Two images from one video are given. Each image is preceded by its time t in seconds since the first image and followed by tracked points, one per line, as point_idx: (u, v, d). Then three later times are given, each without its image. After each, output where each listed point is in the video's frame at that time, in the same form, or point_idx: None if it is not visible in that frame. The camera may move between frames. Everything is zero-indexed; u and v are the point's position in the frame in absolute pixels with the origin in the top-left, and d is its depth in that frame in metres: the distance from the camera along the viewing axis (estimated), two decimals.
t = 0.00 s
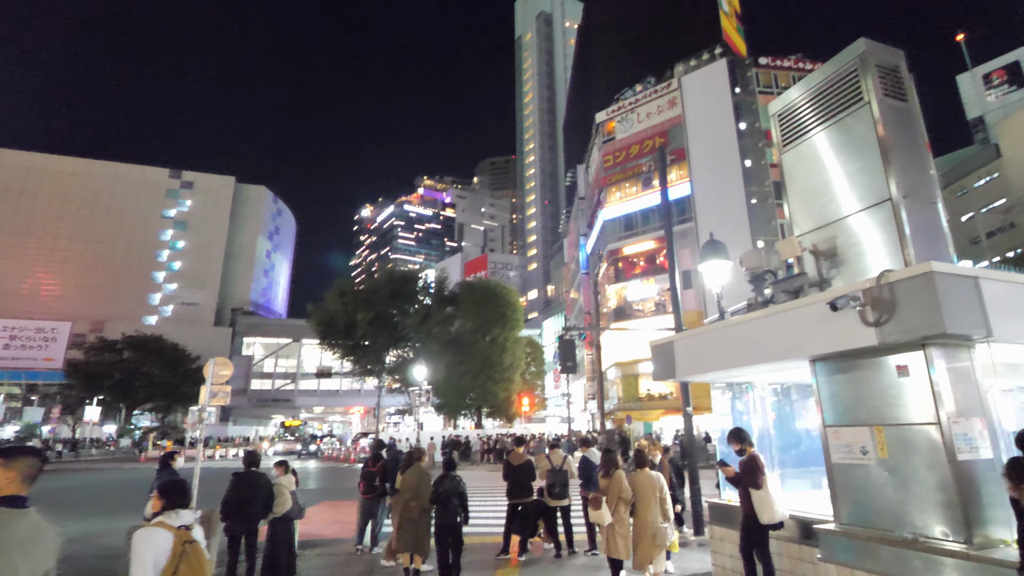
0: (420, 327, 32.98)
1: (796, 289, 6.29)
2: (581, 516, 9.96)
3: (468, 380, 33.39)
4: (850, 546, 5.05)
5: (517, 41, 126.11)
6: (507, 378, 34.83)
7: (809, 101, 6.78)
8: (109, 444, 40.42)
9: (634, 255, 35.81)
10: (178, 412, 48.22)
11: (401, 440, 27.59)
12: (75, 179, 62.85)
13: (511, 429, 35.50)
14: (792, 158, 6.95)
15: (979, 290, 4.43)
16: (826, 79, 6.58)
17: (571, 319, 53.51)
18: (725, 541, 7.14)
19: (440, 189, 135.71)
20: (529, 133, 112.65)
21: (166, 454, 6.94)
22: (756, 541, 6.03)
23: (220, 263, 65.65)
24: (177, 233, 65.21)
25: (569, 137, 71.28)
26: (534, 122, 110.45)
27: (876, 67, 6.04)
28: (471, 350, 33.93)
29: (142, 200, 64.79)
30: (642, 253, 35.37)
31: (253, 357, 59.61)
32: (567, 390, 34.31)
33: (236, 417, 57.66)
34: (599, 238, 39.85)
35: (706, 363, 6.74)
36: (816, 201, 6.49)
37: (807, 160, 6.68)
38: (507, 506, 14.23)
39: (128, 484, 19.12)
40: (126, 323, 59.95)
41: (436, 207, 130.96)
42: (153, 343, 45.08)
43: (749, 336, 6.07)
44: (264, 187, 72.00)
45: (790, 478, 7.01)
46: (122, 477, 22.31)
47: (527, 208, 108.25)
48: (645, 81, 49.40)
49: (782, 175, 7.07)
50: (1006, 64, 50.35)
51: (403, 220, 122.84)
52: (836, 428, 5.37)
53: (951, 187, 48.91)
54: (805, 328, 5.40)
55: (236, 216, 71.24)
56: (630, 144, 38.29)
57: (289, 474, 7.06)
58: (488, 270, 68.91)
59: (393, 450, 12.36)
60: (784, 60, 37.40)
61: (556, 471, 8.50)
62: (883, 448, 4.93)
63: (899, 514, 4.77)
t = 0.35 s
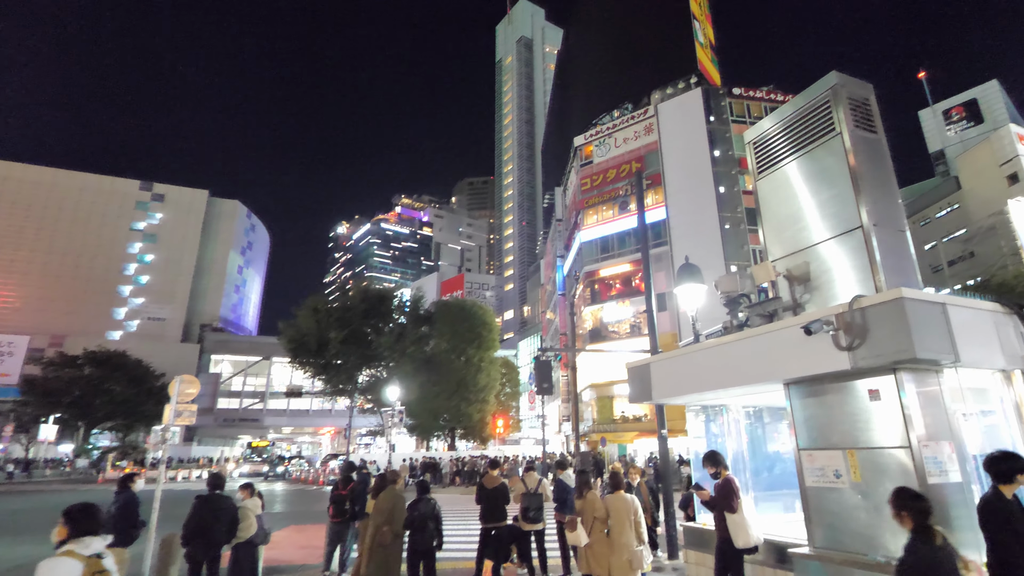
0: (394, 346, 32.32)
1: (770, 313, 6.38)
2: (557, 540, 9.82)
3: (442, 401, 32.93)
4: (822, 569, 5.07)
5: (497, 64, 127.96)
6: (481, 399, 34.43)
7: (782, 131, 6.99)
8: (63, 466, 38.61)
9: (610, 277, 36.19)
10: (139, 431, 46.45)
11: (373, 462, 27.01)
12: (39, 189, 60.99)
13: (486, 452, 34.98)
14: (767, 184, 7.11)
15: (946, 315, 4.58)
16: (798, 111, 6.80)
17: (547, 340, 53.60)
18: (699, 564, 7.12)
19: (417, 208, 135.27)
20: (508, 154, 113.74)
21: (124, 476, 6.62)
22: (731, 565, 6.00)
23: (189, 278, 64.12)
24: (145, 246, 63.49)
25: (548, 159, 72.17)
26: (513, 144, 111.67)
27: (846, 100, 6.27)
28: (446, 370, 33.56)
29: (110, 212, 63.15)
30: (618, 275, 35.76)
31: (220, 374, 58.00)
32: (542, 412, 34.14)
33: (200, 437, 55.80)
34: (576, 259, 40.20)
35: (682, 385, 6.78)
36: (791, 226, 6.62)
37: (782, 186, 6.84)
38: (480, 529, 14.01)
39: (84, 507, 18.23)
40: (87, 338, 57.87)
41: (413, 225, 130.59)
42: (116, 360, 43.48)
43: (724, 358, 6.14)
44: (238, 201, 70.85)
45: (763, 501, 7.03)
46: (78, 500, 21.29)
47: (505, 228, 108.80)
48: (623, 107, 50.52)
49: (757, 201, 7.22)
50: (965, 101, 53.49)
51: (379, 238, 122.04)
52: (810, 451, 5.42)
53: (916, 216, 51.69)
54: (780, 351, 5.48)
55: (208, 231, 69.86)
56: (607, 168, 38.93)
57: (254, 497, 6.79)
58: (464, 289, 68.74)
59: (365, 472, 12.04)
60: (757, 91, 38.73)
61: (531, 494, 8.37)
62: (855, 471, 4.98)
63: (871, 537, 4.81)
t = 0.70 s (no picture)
0: (371, 356, 31.83)
1: (747, 325, 6.45)
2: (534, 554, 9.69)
3: (419, 411, 32.46)
4: None
5: (479, 75, 128.52)
6: (459, 410, 33.98)
7: (759, 147, 7.12)
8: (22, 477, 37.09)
9: (589, 288, 36.40)
10: (104, 441, 44.94)
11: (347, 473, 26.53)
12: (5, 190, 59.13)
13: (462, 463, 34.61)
14: (745, 198, 7.21)
15: (918, 328, 4.69)
16: (774, 128, 6.94)
17: (525, 350, 53.56)
18: None
19: (397, 216, 134.36)
20: (489, 165, 114.10)
21: (87, 487, 6.36)
22: None
23: (161, 284, 62.59)
24: (116, 250, 61.80)
25: (529, 170, 72.57)
26: (494, 155, 112.11)
27: (822, 117, 6.42)
28: (423, 380, 33.21)
29: (80, 216, 61.48)
30: (597, 286, 35.98)
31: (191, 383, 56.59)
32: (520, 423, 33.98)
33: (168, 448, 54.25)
34: (555, 270, 40.34)
35: (659, 396, 6.81)
36: (768, 239, 6.72)
37: (760, 201, 6.94)
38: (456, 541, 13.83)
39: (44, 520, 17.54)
40: (52, 345, 55.98)
41: (392, 234, 129.70)
42: (81, 368, 42.16)
43: (701, 370, 6.19)
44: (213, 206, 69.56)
45: (740, 513, 7.03)
46: (37, 513, 20.46)
47: (484, 238, 108.72)
48: (603, 120, 51.11)
49: (735, 215, 7.31)
50: (932, 123, 55.47)
51: (357, 246, 120.84)
52: (786, 462, 5.46)
53: (887, 232, 52.89)
54: (756, 363, 5.54)
55: (181, 236, 68.39)
56: (588, 180, 39.29)
57: (222, 509, 6.63)
58: (443, 299, 68.37)
59: (340, 484, 11.80)
60: (734, 107, 39.53)
61: (507, 506, 8.27)
62: (830, 482, 5.02)
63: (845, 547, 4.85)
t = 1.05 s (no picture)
0: (345, 356, 31.58)
1: (722, 328, 6.54)
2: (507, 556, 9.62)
3: (394, 413, 32.09)
4: None
5: (459, 76, 128.26)
6: (435, 412, 33.48)
7: (734, 153, 7.23)
8: None
9: (567, 290, 36.57)
10: (64, 443, 43.41)
11: (318, 476, 26.08)
12: None
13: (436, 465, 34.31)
14: (720, 204, 7.32)
15: (886, 333, 4.81)
16: (749, 134, 7.07)
17: (502, 352, 53.55)
18: None
19: (374, 216, 133.06)
20: (468, 165, 113.94)
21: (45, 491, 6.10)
22: None
23: (128, 281, 60.87)
24: (81, 245, 59.94)
25: (508, 173, 72.61)
26: (473, 155, 111.92)
27: (796, 125, 6.55)
28: (398, 382, 32.85)
29: (43, 209, 59.47)
30: (575, 289, 36.14)
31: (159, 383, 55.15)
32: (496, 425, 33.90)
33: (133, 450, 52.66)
34: (533, 272, 40.48)
35: (634, 398, 6.85)
36: (742, 243, 6.82)
37: (734, 206, 7.06)
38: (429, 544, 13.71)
39: None
40: (11, 343, 53.96)
41: (369, 233, 128.25)
42: (42, 366, 40.91)
43: (675, 373, 6.26)
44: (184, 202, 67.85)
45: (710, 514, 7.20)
46: None
47: (462, 239, 108.38)
48: (583, 124, 51.45)
49: (711, 219, 7.41)
50: (900, 134, 57.16)
51: (333, 245, 119.31)
52: (758, 464, 5.53)
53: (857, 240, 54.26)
54: (729, 367, 5.62)
55: (150, 232, 66.64)
56: (567, 183, 39.52)
57: (188, 514, 6.44)
58: (420, 300, 67.91)
59: (310, 487, 11.57)
60: (711, 114, 40.17)
61: (482, 509, 8.19)
62: (800, 484, 5.11)
63: (814, 547, 4.93)
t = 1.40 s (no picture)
0: (315, 352, 30.88)
1: (692, 327, 6.63)
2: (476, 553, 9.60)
3: (363, 409, 31.83)
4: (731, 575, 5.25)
5: (436, 69, 127.10)
6: (405, 409, 33.27)
7: (708, 156, 7.32)
8: None
9: (541, 288, 36.67)
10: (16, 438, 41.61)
11: (285, 473, 25.60)
12: None
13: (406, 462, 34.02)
14: (694, 204, 7.39)
15: (849, 335, 4.95)
16: (723, 137, 7.16)
17: (475, 349, 53.42)
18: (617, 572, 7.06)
19: (347, 209, 130.87)
20: (443, 160, 113.21)
21: None
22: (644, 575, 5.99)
23: (87, 271, 58.67)
24: (37, 233, 57.52)
25: (484, 169, 72.33)
26: (449, 150, 111.18)
27: (769, 129, 6.66)
28: (369, 378, 32.49)
29: None
30: (549, 287, 36.25)
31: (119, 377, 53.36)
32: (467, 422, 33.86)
33: (90, 446, 50.84)
34: (507, 269, 40.49)
35: (605, 396, 6.90)
36: (715, 244, 6.91)
37: (708, 206, 7.13)
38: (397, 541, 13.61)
39: None
40: None
41: (342, 227, 126.26)
42: None
43: (646, 372, 6.33)
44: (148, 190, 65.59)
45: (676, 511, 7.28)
46: None
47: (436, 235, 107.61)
48: (560, 122, 51.58)
49: (685, 219, 7.48)
50: (867, 141, 58.80)
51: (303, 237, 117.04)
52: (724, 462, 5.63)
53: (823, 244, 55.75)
54: (699, 366, 5.70)
55: (112, 220, 64.34)
56: (542, 181, 39.59)
57: (147, 512, 6.22)
58: (392, 295, 67.19)
59: (276, 484, 11.35)
60: (686, 116, 40.72)
61: (452, 507, 8.10)
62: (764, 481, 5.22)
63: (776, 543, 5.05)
